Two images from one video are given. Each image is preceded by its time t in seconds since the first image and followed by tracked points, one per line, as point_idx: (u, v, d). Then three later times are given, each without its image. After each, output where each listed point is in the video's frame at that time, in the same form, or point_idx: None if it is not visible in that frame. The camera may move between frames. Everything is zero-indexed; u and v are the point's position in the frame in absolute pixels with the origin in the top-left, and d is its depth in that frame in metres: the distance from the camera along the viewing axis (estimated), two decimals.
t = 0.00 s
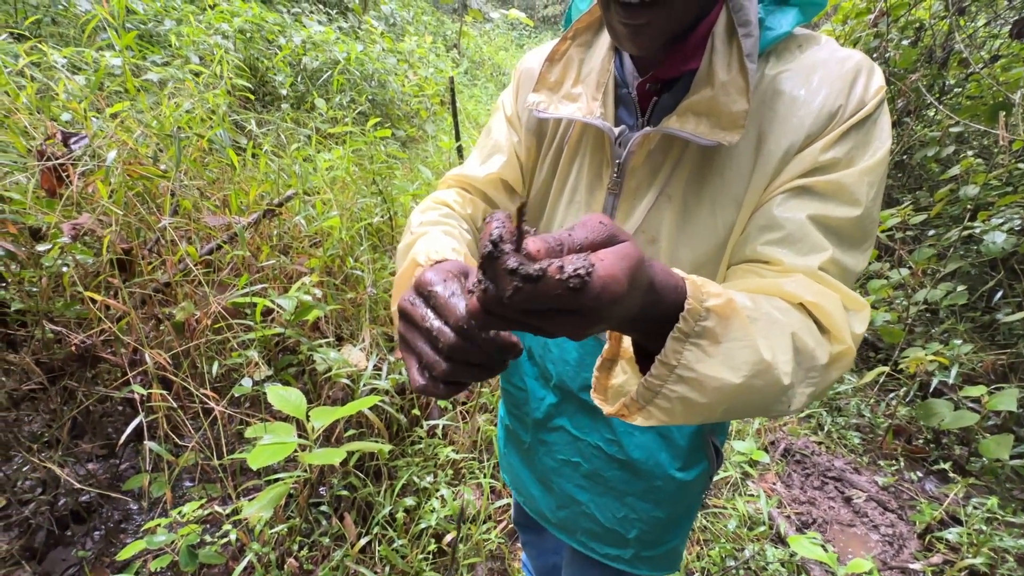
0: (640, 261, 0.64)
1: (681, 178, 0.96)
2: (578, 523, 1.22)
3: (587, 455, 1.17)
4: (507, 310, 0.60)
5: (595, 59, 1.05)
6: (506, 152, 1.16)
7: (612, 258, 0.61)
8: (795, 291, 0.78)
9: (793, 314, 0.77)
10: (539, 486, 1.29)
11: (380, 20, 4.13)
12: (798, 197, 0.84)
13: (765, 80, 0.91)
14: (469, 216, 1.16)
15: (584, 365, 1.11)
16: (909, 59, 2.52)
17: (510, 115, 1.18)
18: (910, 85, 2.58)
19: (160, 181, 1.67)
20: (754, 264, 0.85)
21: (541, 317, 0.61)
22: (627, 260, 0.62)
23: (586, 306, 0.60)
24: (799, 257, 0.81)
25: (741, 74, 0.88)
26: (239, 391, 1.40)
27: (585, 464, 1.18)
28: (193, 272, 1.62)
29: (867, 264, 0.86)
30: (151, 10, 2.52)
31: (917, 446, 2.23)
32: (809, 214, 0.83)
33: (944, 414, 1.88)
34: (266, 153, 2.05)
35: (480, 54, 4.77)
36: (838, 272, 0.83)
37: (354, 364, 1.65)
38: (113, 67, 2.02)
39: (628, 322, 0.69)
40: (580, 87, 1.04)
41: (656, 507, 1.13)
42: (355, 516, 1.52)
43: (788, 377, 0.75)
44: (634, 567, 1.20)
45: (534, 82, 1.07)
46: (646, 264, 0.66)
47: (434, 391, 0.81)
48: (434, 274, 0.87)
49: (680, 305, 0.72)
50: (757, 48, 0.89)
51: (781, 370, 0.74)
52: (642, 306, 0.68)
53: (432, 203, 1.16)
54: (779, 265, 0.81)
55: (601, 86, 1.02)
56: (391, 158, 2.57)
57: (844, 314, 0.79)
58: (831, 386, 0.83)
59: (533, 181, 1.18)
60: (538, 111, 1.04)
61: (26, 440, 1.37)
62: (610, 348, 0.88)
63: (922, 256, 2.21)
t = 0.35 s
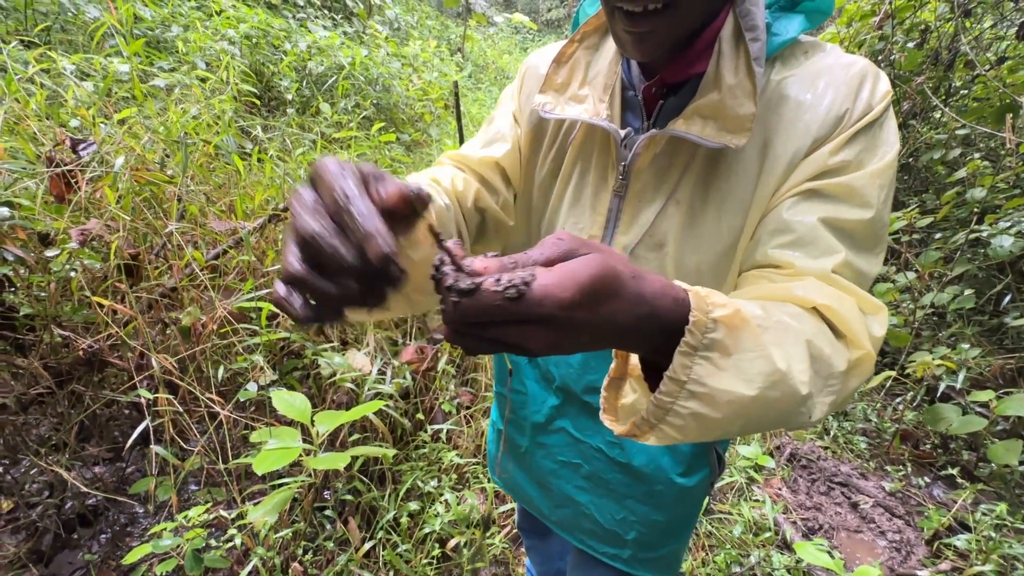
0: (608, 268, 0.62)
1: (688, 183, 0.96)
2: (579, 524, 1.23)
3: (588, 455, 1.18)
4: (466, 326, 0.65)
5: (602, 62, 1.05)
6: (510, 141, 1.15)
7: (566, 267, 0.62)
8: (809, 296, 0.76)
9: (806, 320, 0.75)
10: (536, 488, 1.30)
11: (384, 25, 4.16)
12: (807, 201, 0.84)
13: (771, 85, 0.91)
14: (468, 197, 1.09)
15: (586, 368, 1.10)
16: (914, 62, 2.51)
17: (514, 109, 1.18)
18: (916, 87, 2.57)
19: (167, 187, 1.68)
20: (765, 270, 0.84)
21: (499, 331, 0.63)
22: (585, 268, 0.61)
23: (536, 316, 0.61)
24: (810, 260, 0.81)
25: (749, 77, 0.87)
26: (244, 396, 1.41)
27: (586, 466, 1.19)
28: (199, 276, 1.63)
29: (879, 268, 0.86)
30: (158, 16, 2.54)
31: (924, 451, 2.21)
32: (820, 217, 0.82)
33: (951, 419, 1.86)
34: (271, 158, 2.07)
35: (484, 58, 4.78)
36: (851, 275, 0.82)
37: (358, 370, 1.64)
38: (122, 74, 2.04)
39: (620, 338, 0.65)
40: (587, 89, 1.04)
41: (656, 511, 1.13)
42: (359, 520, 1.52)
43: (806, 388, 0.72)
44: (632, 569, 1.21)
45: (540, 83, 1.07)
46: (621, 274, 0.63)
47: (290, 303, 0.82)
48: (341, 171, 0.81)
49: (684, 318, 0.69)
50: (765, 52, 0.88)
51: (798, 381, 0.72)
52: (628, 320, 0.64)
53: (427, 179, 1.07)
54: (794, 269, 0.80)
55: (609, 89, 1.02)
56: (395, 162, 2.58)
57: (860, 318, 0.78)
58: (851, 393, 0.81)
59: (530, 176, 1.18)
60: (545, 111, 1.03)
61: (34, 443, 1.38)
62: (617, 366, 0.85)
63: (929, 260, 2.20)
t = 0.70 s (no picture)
0: (576, 252, 0.63)
1: (691, 183, 0.95)
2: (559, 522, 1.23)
3: (568, 450, 1.17)
4: (435, 302, 0.68)
5: (611, 60, 1.06)
6: (511, 118, 1.11)
7: (535, 248, 0.64)
8: (801, 297, 0.76)
9: (798, 322, 0.74)
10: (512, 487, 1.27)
11: (388, 30, 4.16)
12: (811, 203, 0.84)
13: (777, 90, 0.91)
14: (462, 159, 1.05)
15: (579, 362, 1.10)
16: (919, 64, 2.51)
17: (520, 90, 1.14)
18: (920, 90, 2.56)
19: (173, 193, 1.69)
20: (763, 271, 0.83)
21: (465, 308, 0.66)
22: (552, 250, 0.63)
23: (499, 290, 0.64)
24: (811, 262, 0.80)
25: (759, 80, 0.87)
26: (249, 401, 1.42)
27: (567, 462, 1.18)
28: (204, 282, 1.64)
29: (879, 275, 0.85)
30: (164, 23, 2.56)
31: (931, 456, 2.20)
32: (823, 219, 0.81)
33: (958, 423, 1.85)
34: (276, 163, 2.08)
35: (488, 61, 4.78)
36: (850, 280, 0.82)
37: (363, 374, 1.67)
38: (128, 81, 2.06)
39: (590, 327, 0.66)
40: (594, 86, 1.04)
41: (634, 509, 1.13)
42: (363, 525, 1.52)
43: (791, 388, 0.71)
44: (608, 562, 1.22)
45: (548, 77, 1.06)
46: (593, 260, 0.64)
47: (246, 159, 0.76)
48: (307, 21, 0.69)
49: (662, 311, 0.69)
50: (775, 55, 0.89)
51: (783, 379, 0.70)
52: (598, 307, 0.64)
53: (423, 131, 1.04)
54: (788, 270, 0.79)
55: (616, 87, 1.03)
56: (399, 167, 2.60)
57: (855, 321, 0.77)
58: (846, 399, 0.80)
59: (528, 159, 1.14)
60: (551, 105, 1.02)
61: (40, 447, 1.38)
62: (599, 362, 0.84)
63: (934, 263, 2.19)
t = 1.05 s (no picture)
0: (547, 253, 0.62)
1: (695, 182, 0.94)
2: (557, 517, 1.23)
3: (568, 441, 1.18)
4: (409, 301, 0.69)
5: (617, 56, 1.05)
6: (514, 98, 1.09)
7: (507, 249, 0.64)
8: (797, 297, 0.75)
9: (792, 324, 0.73)
10: (510, 482, 1.27)
11: (389, 31, 4.17)
12: (813, 203, 0.83)
13: (782, 91, 0.91)
14: (458, 130, 1.04)
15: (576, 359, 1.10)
16: (921, 64, 2.50)
17: (526, 75, 1.12)
18: (922, 90, 2.56)
19: (174, 194, 1.70)
20: (760, 270, 0.83)
21: (437, 307, 0.67)
22: (522, 251, 0.62)
23: (469, 290, 0.64)
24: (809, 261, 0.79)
25: (768, 79, 0.86)
26: (250, 402, 1.42)
27: (568, 452, 1.19)
28: (205, 283, 1.64)
29: (878, 277, 0.85)
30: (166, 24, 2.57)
31: (934, 457, 2.19)
32: (824, 219, 0.81)
33: (961, 425, 1.84)
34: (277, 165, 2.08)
35: (489, 62, 4.78)
36: (848, 280, 0.81)
37: (364, 375, 1.67)
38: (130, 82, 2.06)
39: (566, 330, 0.64)
40: (599, 81, 1.03)
41: (633, 505, 1.13)
42: (364, 527, 1.52)
43: (783, 389, 0.70)
44: (603, 560, 1.21)
45: (553, 71, 1.05)
46: (567, 261, 0.63)
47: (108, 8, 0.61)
48: None
49: (645, 314, 0.67)
50: (785, 55, 0.88)
51: (773, 381, 0.70)
52: (573, 309, 0.63)
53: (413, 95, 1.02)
54: (787, 269, 0.79)
55: (622, 83, 1.02)
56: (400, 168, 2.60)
57: (851, 322, 0.77)
58: (843, 401, 0.79)
59: (530, 148, 1.13)
60: (557, 99, 1.00)
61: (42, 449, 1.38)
62: (587, 365, 0.81)
63: (937, 263, 2.18)
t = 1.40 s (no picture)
0: (533, 263, 0.61)
1: (702, 178, 0.94)
2: (559, 507, 1.23)
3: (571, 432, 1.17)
4: (398, 307, 0.69)
5: (627, 49, 1.04)
6: (522, 76, 1.08)
7: (494, 258, 0.63)
8: (798, 295, 0.74)
9: (793, 324, 0.72)
10: (512, 475, 1.27)
11: (393, 31, 4.17)
12: (819, 199, 0.82)
13: (793, 87, 0.91)
14: (462, 97, 1.01)
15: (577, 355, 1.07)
16: (926, 63, 2.49)
17: (536, 59, 1.12)
18: (928, 89, 2.54)
19: (177, 193, 1.70)
20: (764, 266, 0.82)
21: (425, 313, 0.67)
22: (508, 261, 0.61)
23: (455, 299, 0.63)
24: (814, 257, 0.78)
25: (780, 74, 0.86)
26: (252, 401, 1.42)
27: (570, 444, 1.18)
28: (208, 282, 1.64)
29: (882, 276, 0.84)
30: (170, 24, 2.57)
31: (939, 458, 2.18)
32: (830, 216, 0.80)
33: (967, 426, 1.83)
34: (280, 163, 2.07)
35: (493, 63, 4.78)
36: (854, 278, 0.80)
37: (366, 374, 1.64)
38: (134, 82, 2.07)
39: (554, 338, 0.63)
40: (608, 73, 1.02)
41: (633, 500, 1.12)
42: (366, 526, 1.52)
43: (779, 393, 0.69)
44: (602, 555, 1.21)
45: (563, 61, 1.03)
46: (555, 270, 0.62)
47: None
48: None
49: (638, 323, 0.65)
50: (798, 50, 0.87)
51: (769, 385, 0.68)
52: (560, 318, 0.62)
53: (413, 53, 0.99)
54: (791, 264, 0.78)
55: (631, 76, 1.01)
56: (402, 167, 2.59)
57: (852, 321, 0.75)
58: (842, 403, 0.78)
59: (538, 130, 1.11)
60: (565, 90, 1.00)
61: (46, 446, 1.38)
62: (582, 372, 0.81)
63: (942, 263, 2.17)
